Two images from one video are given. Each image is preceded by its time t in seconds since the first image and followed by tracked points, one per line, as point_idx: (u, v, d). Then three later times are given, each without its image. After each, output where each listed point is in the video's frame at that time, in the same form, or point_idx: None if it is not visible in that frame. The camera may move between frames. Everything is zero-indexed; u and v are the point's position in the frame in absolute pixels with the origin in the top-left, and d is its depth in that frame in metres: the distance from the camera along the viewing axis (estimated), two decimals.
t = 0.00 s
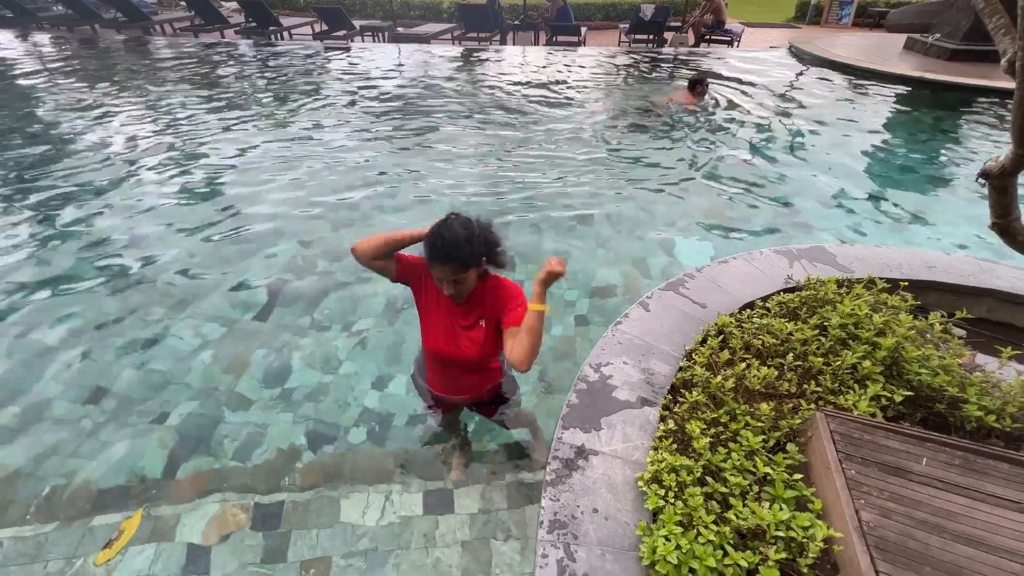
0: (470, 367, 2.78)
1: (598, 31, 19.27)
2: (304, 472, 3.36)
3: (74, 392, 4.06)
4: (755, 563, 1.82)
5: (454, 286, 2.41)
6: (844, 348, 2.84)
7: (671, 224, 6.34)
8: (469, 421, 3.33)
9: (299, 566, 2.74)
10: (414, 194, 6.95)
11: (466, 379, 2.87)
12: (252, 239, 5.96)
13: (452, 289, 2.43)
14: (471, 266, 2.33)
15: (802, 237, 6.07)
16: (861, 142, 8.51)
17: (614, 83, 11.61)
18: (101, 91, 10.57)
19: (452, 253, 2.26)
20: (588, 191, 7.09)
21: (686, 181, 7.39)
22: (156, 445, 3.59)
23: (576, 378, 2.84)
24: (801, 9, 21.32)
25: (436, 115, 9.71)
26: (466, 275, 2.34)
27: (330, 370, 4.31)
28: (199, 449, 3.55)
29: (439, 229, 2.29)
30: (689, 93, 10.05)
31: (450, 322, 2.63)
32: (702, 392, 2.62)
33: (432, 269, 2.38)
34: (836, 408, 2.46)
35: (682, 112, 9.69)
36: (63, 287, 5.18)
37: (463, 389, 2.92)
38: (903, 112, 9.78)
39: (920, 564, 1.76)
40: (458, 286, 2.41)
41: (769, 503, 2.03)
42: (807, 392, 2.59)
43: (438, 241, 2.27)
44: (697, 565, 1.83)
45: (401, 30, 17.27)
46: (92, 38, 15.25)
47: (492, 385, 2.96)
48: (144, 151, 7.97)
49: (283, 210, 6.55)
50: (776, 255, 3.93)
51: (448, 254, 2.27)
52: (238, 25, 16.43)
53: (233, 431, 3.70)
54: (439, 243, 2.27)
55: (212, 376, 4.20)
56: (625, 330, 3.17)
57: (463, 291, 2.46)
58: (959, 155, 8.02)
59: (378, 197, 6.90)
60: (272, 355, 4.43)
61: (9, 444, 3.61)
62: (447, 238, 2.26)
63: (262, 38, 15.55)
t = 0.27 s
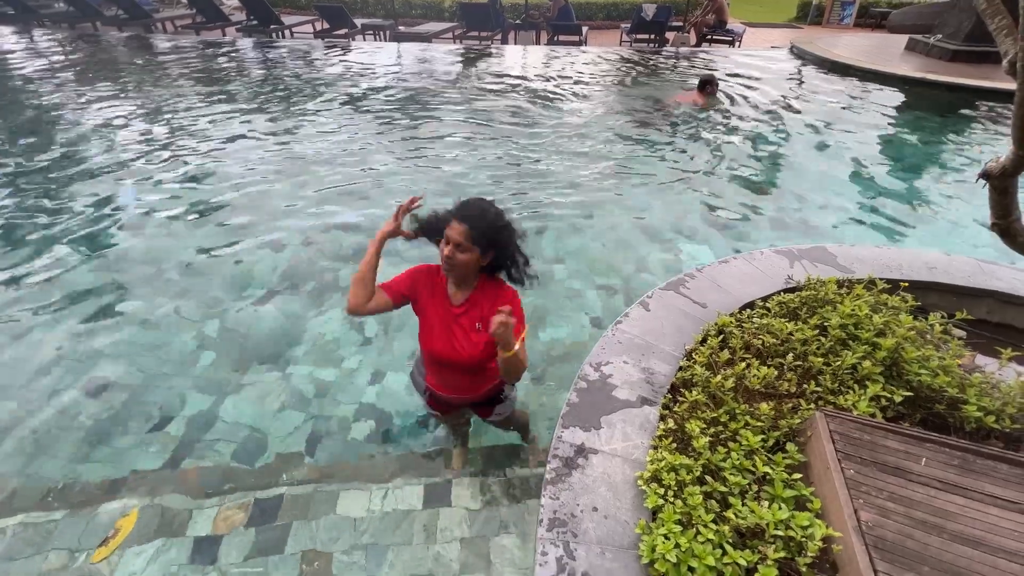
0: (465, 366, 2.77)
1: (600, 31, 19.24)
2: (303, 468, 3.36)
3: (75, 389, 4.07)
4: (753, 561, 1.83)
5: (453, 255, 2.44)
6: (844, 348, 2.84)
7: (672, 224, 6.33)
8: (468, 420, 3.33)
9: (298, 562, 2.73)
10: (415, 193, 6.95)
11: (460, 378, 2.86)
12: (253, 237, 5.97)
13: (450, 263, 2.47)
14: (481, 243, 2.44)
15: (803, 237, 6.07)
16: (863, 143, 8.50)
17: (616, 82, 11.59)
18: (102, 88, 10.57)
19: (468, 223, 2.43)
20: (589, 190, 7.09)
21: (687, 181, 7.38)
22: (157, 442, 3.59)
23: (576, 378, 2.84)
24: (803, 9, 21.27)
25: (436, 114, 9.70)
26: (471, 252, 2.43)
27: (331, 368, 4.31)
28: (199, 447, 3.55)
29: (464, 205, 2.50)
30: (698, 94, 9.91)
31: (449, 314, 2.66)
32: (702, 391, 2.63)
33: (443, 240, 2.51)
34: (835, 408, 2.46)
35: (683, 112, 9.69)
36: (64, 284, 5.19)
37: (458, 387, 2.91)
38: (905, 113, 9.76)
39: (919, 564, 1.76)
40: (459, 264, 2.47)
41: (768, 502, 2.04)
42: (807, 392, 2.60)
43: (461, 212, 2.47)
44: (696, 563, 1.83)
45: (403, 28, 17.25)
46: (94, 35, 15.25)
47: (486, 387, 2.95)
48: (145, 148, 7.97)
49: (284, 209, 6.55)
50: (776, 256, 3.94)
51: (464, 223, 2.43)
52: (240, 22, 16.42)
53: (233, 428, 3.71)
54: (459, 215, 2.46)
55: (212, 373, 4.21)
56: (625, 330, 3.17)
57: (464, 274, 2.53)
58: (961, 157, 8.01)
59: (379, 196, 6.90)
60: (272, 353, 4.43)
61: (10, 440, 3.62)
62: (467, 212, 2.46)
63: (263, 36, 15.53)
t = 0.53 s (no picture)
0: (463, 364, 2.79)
1: (602, 30, 19.23)
2: (305, 468, 3.37)
3: (77, 386, 4.08)
4: (754, 562, 1.83)
5: (458, 248, 2.44)
6: (845, 349, 2.84)
7: (673, 224, 6.33)
8: (470, 419, 3.34)
9: (299, 562, 2.75)
10: (417, 192, 6.95)
11: (456, 377, 2.88)
12: (255, 236, 5.98)
13: (455, 256, 2.47)
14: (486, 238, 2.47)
15: (805, 238, 6.06)
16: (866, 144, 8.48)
17: (618, 82, 11.58)
18: (105, 86, 10.59)
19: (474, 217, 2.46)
20: (590, 190, 7.08)
21: (689, 181, 7.37)
22: (158, 440, 3.60)
23: (578, 377, 2.84)
24: (806, 9, 21.25)
25: (438, 113, 9.71)
26: (475, 247, 2.45)
27: (332, 367, 4.31)
28: (201, 445, 3.56)
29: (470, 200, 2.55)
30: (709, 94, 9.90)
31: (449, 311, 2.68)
32: (704, 391, 2.63)
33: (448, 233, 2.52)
34: (837, 408, 2.46)
35: (685, 112, 9.67)
36: (66, 282, 5.20)
37: (455, 386, 2.92)
38: (908, 113, 9.75)
39: (920, 565, 1.76)
40: (462, 260, 2.48)
41: (769, 503, 2.04)
42: (809, 393, 2.60)
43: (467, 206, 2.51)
44: (697, 563, 1.83)
45: (405, 27, 17.25)
46: (97, 33, 15.26)
47: (483, 387, 2.96)
48: (147, 146, 7.98)
49: (286, 207, 6.55)
50: (778, 256, 3.93)
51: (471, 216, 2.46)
52: (242, 21, 16.43)
53: (235, 427, 3.71)
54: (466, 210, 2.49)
55: (214, 371, 4.22)
56: (627, 329, 3.17)
57: (467, 271, 2.54)
58: (964, 158, 8.00)
59: (381, 195, 6.90)
60: (274, 351, 4.44)
61: (13, 438, 3.64)
62: (474, 206, 2.49)
63: (265, 35, 15.54)
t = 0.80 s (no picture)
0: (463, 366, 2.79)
1: (605, 30, 19.25)
2: (306, 465, 3.38)
3: (80, 384, 4.09)
4: (755, 563, 1.83)
5: (453, 254, 2.44)
6: (847, 350, 2.84)
7: (675, 225, 6.34)
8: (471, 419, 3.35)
9: (300, 559, 2.75)
10: (419, 191, 6.97)
11: (457, 379, 2.89)
12: (257, 234, 5.99)
13: (450, 262, 2.47)
14: (480, 243, 2.46)
15: (807, 239, 6.06)
16: (869, 144, 8.47)
17: (620, 82, 11.59)
18: (108, 84, 10.63)
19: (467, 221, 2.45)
20: (592, 190, 7.09)
21: (691, 182, 7.36)
22: (161, 438, 3.61)
23: (580, 377, 2.85)
24: (809, 10, 21.24)
25: (441, 112, 9.71)
26: (470, 252, 2.44)
27: (335, 365, 4.32)
28: (204, 443, 3.57)
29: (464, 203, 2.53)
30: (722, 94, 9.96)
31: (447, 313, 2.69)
32: (706, 392, 2.63)
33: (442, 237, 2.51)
34: (839, 410, 2.47)
35: (688, 113, 9.69)
36: (69, 280, 5.22)
37: (456, 386, 2.92)
38: (911, 114, 9.73)
39: (921, 566, 1.76)
40: (458, 265, 2.48)
41: (770, 504, 2.04)
42: (811, 394, 2.60)
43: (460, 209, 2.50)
44: (698, 563, 1.84)
45: (408, 27, 17.27)
46: (100, 31, 15.31)
47: (484, 387, 2.96)
48: (151, 145, 8.00)
49: (289, 206, 6.57)
50: (781, 257, 3.93)
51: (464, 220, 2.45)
52: (246, 20, 16.48)
53: (237, 425, 3.72)
54: (459, 214, 2.47)
55: (216, 369, 4.23)
56: (629, 330, 3.18)
57: (464, 275, 2.54)
58: (966, 160, 7.99)
59: (384, 194, 6.91)
60: (275, 349, 4.45)
61: (16, 434, 3.65)
62: (467, 210, 2.48)
63: (268, 33, 15.58)
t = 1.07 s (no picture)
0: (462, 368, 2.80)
1: (608, 31, 19.25)
2: (308, 464, 3.39)
3: (84, 381, 4.12)
4: (757, 564, 1.83)
5: (452, 256, 2.45)
6: (850, 352, 2.83)
7: (677, 225, 6.34)
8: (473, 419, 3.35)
9: (302, 558, 2.76)
10: (421, 190, 6.98)
11: (456, 381, 2.89)
12: (260, 233, 6.00)
13: (450, 264, 2.47)
14: (479, 244, 2.46)
15: (809, 240, 6.05)
16: (872, 146, 8.45)
17: (623, 82, 11.58)
18: (112, 83, 10.67)
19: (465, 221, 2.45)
20: (594, 190, 7.09)
21: (693, 183, 7.35)
22: (164, 435, 3.63)
23: (582, 377, 2.85)
24: (813, 11, 21.20)
25: (443, 112, 9.72)
26: (468, 254, 2.45)
27: (336, 364, 4.34)
28: (207, 441, 3.58)
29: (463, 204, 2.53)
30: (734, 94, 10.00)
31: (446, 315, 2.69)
32: (708, 393, 2.63)
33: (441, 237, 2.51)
34: (841, 412, 2.46)
35: (690, 114, 9.68)
36: (73, 277, 5.24)
37: (455, 388, 2.92)
38: (915, 115, 9.71)
39: (924, 569, 1.76)
40: (457, 266, 2.48)
41: (772, 505, 2.04)
42: (813, 396, 2.60)
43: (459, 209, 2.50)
44: (700, 564, 1.84)
45: (411, 26, 17.28)
46: (105, 30, 15.37)
47: (483, 389, 2.95)
48: (154, 143, 8.04)
49: (291, 205, 6.59)
50: (783, 259, 3.92)
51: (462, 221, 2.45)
52: (250, 19, 16.53)
53: (239, 423, 3.74)
54: (457, 214, 2.47)
55: (219, 367, 4.24)
56: (632, 330, 3.18)
57: (463, 277, 2.55)
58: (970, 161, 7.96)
59: (386, 193, 6.92)
60: (278, 348, 4.46)
61: (21, 430, 3.68)
62: (465, 211, 2.48)
63: (272, 33, 15.62)
